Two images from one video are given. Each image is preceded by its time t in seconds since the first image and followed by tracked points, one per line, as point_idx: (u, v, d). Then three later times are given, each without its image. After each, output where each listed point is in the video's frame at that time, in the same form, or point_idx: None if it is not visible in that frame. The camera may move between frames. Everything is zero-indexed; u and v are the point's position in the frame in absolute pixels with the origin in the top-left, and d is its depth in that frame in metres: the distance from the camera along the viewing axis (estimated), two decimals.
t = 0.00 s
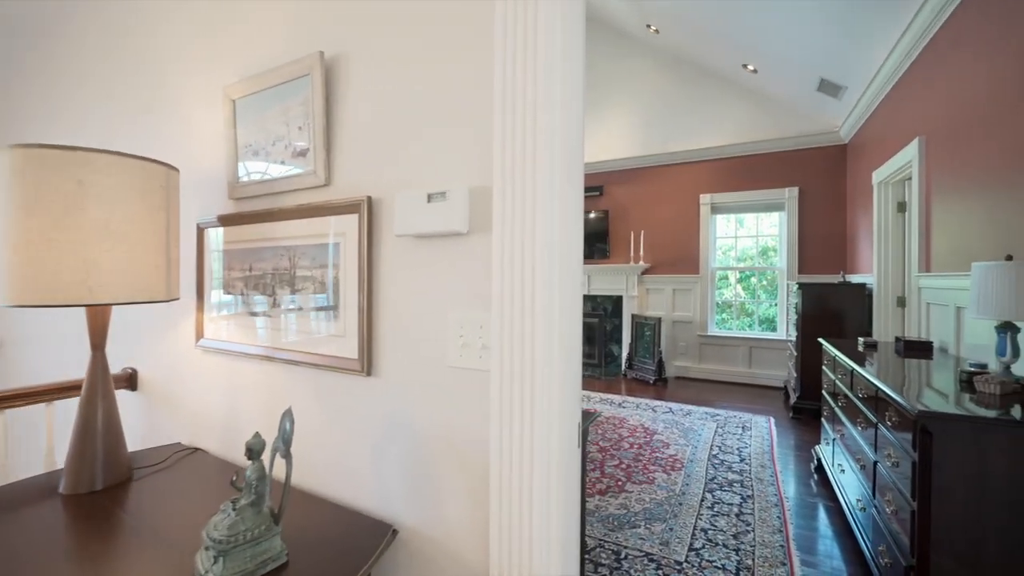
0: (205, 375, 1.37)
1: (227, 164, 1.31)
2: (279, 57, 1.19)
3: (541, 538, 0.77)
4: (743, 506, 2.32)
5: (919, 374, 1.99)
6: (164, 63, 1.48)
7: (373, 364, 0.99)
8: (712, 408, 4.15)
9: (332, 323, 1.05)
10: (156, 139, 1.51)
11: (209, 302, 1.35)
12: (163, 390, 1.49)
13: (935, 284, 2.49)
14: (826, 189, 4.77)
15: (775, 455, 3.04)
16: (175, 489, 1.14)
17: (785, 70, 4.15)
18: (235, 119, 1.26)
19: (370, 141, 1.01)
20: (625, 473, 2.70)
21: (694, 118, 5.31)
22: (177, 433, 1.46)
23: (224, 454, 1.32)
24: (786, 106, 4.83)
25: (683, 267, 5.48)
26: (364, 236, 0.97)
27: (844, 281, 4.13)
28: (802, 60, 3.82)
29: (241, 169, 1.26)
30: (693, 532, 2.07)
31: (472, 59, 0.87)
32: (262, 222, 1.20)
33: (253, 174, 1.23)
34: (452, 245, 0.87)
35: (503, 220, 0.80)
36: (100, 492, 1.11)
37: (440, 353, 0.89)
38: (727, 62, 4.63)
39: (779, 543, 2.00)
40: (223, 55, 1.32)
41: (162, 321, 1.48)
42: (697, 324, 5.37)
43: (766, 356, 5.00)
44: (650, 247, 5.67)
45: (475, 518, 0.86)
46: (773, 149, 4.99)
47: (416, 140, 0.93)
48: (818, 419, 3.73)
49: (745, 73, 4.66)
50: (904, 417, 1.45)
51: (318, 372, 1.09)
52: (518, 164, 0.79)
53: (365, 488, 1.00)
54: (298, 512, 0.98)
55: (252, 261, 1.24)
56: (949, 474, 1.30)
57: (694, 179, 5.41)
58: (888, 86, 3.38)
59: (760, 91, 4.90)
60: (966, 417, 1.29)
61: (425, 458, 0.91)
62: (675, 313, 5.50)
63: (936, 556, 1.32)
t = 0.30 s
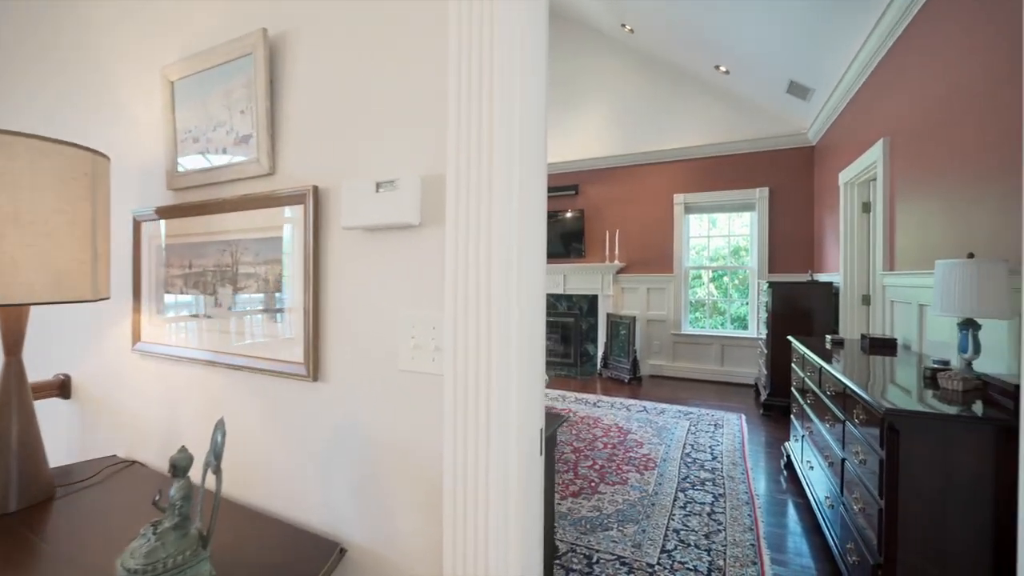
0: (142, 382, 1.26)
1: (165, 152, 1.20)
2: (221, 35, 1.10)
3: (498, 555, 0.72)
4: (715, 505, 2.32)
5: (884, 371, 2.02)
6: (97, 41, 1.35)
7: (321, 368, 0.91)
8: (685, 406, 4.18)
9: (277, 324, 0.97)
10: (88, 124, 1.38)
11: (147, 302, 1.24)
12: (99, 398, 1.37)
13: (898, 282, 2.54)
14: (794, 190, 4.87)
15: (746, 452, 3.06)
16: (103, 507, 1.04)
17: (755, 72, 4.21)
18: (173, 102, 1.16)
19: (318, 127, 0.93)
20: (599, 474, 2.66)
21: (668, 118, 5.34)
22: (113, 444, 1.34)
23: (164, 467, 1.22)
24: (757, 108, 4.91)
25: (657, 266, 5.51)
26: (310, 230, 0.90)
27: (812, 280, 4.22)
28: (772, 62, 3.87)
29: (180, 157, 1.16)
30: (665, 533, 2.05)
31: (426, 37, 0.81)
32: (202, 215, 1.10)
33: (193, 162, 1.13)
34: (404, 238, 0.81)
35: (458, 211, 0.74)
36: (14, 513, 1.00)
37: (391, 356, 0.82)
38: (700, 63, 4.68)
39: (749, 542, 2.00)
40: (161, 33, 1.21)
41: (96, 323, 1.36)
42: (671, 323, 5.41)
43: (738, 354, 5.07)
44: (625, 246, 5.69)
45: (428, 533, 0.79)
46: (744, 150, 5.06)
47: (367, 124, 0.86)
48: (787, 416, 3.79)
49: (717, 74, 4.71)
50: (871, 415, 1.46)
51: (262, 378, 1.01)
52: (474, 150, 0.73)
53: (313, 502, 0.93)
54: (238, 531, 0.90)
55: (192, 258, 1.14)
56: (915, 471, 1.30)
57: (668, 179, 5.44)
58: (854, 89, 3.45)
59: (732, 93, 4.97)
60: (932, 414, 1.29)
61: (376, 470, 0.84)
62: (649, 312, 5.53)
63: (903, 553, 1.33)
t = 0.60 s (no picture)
0: (63, 394, 1.14)
1: (87, 139, 1.08)
2: (148, 11, 0.99)
3: None
4: (686, 507, 2.31)
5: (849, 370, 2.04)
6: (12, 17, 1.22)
7: (255, 381, 0.82)
8: (658, 406, 4.19)
9: (207, 332, 0.87)
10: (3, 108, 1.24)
11: (67, 306, 1.12)
12: (15, 412, 1.24)
13: (862, 282, 2.58)
14: (763, 191, 4.95)
15: (717, 451, 3.07)
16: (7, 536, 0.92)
17: (725, 73, 4.25)
18: (95, 84, 1.04)
19: (252, 113, 0.84)
20: (570, 478, 2.62)
21: (642, 119, 5.36)
22: (32, 462, 1.21)
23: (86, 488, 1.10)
24: (727, 110, 4.97)
25: (631, 266, 5.53)
26: (241, 228, 0.81)
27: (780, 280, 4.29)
28: (742, 64, 3.91)
29: (102, 145, 1.05)
30: (636, 538, 2.02)
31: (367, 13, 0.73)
32: (127, 210, 1.00)
33: (117, 151, 1.02)
34: (344, 236, 0.73)
35: (401, 206, 0.67)
36: None
37: (330, 367, 0.74)
38: (672, 64, 4.70)
39: (719, 544, 1.99)
40: (82, 8, 1.10)
41: (12, 329, 1.23)
42: (644, 323, 5.44)
43: (709, 353, 5.13)
44: (599, 246, 5.69)
45: (370, 563, 0.72)
46: (715, 152, 5.12)
47: (306, 108, 0.77)
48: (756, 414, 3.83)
49: (688, 76, 4.75)
50: (838, 417, 1.45)
51: (191, 391, 0.91)
52: (419, 138, 0.66)
53: (246, 528, 0.84)
54: (160, 562, 0.80)
55: (116, 257, 1.03)
56: (882, 473, 1.30)
57: (641, 180, 5.47)
58: (820, 93, 3.52)
59: (703, 95, 5.02)
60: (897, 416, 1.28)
61: (314, 492, 0.76)
62: (623, 312, 5.54)
63: (870, 556, 1.32)
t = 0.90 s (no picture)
0: None
1: None
2: None
3: None
4: (658, 510, 2.28)
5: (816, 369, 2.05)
6: None
7: (175, 395, 0.73)
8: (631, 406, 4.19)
9: (122, 340, 0.77)
10: None
11: None
12: None
13: (830, 282, 2.61)
14: (734, 192, 5.02)
15: (689, 451, 3.07)
16: None
17: (697, 74, 4.28)
18: None
19: (172, 92, 0.74)
20: (542, 482, 2.57)
21: (616, 119, 5.36)
22: None
23: None
24: (699, 112, 5.03)
25: (605, 266, 5.52)
26: (159, 222, 0.71)
27: (750, 279, 4.35)
28: (714, 65, 3.94)
29: (7, 128, 0.92)
30: (608, 544, 1.98)
31: None
32: (34, 202, 0.88)
33: (24, 134, 0.90)
34: (273, 233, 0.64)
35: (337, 198, 0.59)
36: None
37: (258, 380, 0.65)
38: (645, 64, 4.71)
39: (691, 548, 1.96)
40: None
41: None
42: (618, 322, 5.44)
43: (682, 352, 5.17)
44: (574, 246, 5.67)
45: None
46: (687, 153, 5.17)
47: (233, 86, 0.68)
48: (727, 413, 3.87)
49: (661, 76, 4.77)
50: (808, 419, 1.43)
51: (105, 406, 0.81)
52: (355, 122, 0.58)
53: (165, 562, 0.74)
54: None
55: (22, 255, 0.91)
56: (851, 476, 1.28)
57: (615, 180, 5.47)
58: (788, 95, 3.57)
59: (675, 95, 5.05)
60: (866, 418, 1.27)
61: (241, 522, 0.67)
62: (597, 312, 5.53)
63: (839, 560, 1.30)
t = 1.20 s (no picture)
0: None
1: None
2: None
3: None
4: (633, 513, 2.25)
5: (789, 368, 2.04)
6: None
7: (81, 413, 0.63)
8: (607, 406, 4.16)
9: (19, 349, 0.66)
10: None
11: None
12: None
13: (802, 281, 2.63)
14: (708, 193, 5.06)
15: (664, 451, 3.05)
16: None
17: (672, 75, 4.29)
18: None
19: (79, 61, 0.64)
20: (517, 487, 2.50)
21: (592, 118, 5.34)
22: None
23: None
24: (674, 113, 5.05)
25: (581, 266, 5.50)
26: (61, 212, 0.61)
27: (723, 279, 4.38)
28: (689, 65, 3.95)
29: None
30: (582, 550, 1.93)
31: None
32: None
33: None
34: (193, 225, 0.55)
35: (264, 181, 0.50)
36: None
37: (175, 396, 0.56)
38: (621, 63, 4.71)
39: (666, 552, 1.93)
40: None
41: None
42: (594, 322, 5.43)
43: (657, 352, 5.19)
44: (550, 245, 5.62)
45: None
46: (662, 153, 5.18)
47: (148, 54, 0.59)
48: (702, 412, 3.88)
49: (637, 76, 4.77)
50: (783, 420, 1.41)
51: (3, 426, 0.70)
52: (284, 95, 0.50)
53: None
54: None
55: None
56: (827, 479, 1.26)
57: (591, 179, 5.46)
58: (761, 96, 3.60)
59: (651, 96, 5.07)
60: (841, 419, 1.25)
61: (157, 560, 0.58)
62: (574, 312, 5.51)
63: (816, 565, 1.27)
